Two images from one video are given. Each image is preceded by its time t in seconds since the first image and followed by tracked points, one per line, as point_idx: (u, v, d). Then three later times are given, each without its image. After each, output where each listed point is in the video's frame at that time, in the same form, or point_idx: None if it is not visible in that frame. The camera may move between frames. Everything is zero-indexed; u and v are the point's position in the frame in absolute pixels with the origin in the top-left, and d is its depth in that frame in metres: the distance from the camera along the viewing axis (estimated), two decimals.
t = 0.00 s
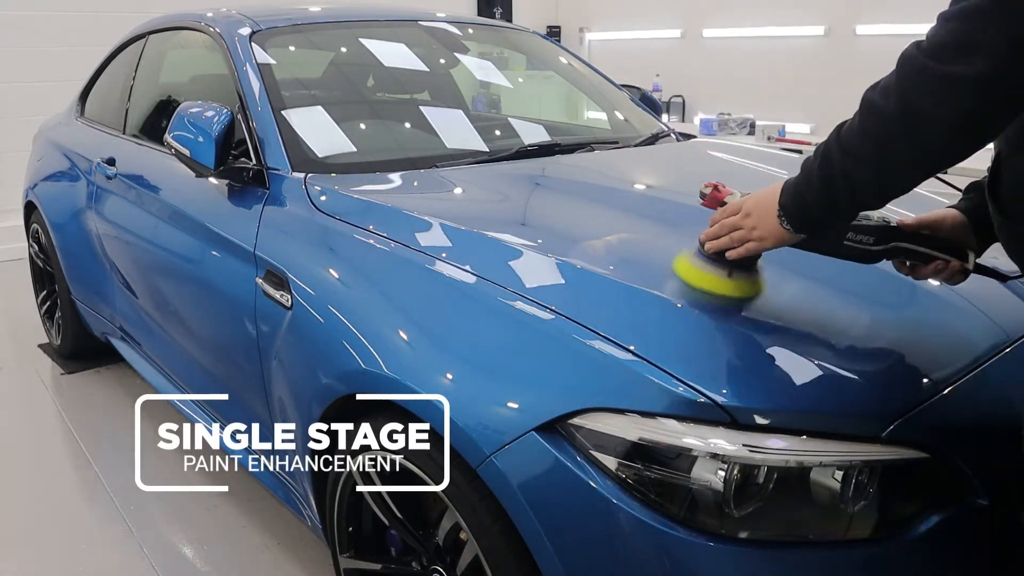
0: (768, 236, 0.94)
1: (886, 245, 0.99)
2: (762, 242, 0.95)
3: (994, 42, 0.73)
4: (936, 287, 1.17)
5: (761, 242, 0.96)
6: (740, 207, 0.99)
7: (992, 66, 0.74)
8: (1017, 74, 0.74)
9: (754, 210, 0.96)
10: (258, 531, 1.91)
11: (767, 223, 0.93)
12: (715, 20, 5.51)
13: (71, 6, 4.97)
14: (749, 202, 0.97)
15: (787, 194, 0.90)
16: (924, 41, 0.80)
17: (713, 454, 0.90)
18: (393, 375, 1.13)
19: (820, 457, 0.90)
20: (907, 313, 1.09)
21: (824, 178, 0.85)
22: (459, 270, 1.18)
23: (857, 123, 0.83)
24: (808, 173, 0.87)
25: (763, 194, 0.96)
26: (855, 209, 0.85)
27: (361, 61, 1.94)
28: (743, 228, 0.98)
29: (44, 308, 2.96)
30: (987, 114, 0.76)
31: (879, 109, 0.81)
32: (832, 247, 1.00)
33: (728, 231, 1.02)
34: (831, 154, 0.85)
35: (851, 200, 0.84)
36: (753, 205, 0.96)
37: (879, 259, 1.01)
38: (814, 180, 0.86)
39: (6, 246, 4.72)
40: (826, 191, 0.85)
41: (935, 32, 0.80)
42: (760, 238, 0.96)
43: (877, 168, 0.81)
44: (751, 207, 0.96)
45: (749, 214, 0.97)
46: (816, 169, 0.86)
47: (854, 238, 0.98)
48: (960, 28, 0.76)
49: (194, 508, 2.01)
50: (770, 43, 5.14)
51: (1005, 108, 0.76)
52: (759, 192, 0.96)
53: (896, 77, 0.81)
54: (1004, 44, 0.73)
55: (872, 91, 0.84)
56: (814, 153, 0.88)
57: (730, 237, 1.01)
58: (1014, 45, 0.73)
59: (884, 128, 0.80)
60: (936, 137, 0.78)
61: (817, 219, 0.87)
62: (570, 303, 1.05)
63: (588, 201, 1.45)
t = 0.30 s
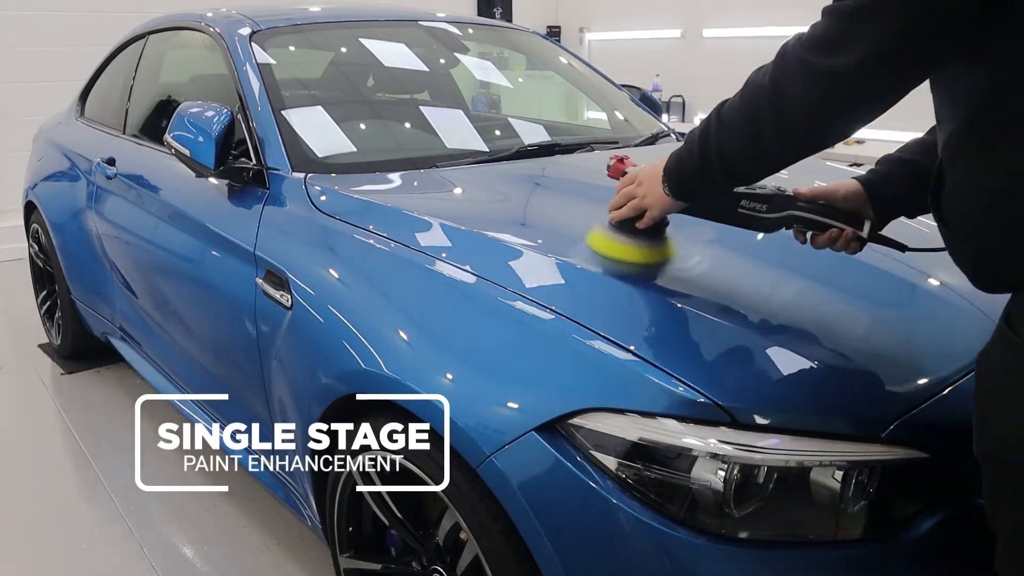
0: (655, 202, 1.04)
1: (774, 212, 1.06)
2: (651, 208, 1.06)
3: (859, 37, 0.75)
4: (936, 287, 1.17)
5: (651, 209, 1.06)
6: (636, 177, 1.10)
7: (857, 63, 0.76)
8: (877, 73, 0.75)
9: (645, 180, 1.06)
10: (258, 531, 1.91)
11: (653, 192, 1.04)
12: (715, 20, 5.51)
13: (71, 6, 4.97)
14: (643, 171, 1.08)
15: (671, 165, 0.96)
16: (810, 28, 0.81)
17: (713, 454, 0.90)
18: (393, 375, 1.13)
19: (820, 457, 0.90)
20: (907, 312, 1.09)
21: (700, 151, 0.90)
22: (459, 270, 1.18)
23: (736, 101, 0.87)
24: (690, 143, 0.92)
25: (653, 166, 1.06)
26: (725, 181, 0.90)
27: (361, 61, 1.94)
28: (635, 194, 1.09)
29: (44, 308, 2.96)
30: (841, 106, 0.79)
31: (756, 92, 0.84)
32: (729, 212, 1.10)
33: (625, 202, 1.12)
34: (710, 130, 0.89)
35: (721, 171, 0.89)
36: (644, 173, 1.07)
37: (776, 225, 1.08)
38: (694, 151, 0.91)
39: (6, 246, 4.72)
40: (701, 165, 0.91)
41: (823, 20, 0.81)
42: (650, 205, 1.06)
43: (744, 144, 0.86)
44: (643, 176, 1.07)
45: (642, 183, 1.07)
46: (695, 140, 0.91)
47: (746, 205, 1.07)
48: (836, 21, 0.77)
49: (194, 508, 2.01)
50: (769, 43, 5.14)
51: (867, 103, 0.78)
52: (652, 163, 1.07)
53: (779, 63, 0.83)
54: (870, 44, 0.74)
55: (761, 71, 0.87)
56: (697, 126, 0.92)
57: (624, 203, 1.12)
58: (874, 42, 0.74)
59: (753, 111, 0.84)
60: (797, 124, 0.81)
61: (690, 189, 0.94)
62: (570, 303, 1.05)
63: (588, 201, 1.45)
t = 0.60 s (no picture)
0: (649, 219, 1.03)
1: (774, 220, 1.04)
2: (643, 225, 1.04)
3: (857, 43, 0.73)
4: (936, 287, 1.17)
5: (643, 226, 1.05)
6: (628, 194, 1.09)
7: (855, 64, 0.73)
8: (880, 78, 0.73)
9: (638, 196, 1.05)
10: (258, 531, 1.91)
11: (647, 208, 1.03)
12: (715, 20, 5.51)
13: (71, 6, 4.97)
14: (637, 186, 1.07)
15: (671, 184, 0.94)
16: (804, 35, 0.80)
17: (713, 454, 0.89)
18: (393, 375, 1.13)
19: (820, 457, 0.90)
20: (907, 312, 1.09)
21: (700, 166, 0.88)
22: (459, 270, 1.18)
23: (733, 116, 0.85)
24: (691, 162, 0.90)
25: (646, 183, 1.05)
26: (726, 198, 0.87)
27: (361, 61, 1.94)
28: (628, 211, 1.08)
29: (44, 308, 2.96)
30: (838, 115, 0.76)
31: (755, 103, 0.82)
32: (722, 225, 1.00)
33: (615, 218, 1.12)
34: (709, 145, 0.87)
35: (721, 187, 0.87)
36: (638, 189, 1.06)
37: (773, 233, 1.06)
38: (693, 169, 0.90)
39: (6, 246, 4.72)
40: (702, 180, 0.88)
41: (817, 26, 0.79)
42: (643, 222, 1.05)
43: (743, 157, 0.83)
44: (637, 192, 1.06)
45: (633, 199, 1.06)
46: (694, 158, 0.90)
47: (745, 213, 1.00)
48: (830, 26, 0.75)
49: (194, 508, 2.01)
50: (769, 43, 5.14)
51: (866, 110, 0.75)
52: (646, 180, 1.06)
53: (774, 73, 0.81)
54: (865, 48, 0.72)
55: (759, 81, 0.85)
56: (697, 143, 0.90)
57: (616, 217, 1.11)
58: (874, 45, 0.72)
59: (752, 123, 0.82)
60: (799, 136, 0.79)
61: (692, 207, 0.91)
62: (570, 302, 1.05)
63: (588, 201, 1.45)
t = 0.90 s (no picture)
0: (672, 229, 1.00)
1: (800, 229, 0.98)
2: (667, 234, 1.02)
3: (890, 49, 0.71)
4: (936, 287, 1.17)
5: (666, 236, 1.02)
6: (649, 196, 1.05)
7: (889, 72, 0.72)
8: (914, 81, 0.71)
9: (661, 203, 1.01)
10: (258, 531, 1.91)
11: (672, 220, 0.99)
12: (715, 19, 5.51)
13: (71, 6, 4.97)
14: (660, 191, 1.03)
15: (694, 191, 0.91)
16: (830, 44, 0.78)
17: (713, 454, 0.90)
18: (393, 375, 1.13)
19: (820, 457, 0.90)
20: (907, 312, 1.09)
21: (726, 175, 0.86)
22: (459, 270, 1.18)
23: (760, 125, 0.83)
24: (716, 169, 0.88)
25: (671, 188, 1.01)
26: (754, 209, 0.85)
27: (361, 61, 1.94)
28: (651, 215, 1.04)
29: (44, 308, 2.96)
30: (869, 122, 0.75)
31: (781, 112, 0.81)
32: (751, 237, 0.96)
33: (635, 220, 1.07)
34: (735, 153, 0.85)
35: (749, 199, 0.84)
36: (664, 194, 1.01)
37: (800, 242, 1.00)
38: (717, 174, 0.87)
39: (6, 246, 4.72)
40: (728, 190, 0.86)
41: (843, 34, 0.78)
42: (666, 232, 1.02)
43: (774, 167, 0.81)
44: (660, 197, 1.02)
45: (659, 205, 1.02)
46: (719, 167, 0.87)
47: (771, 223, 0.95)
48: (858, 35, 0.74)
49: (194, 508, 2.01)
50: (769, 43, 5.14)
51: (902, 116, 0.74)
52: (671, 185, 1.01)
53: (801, 81, 0.80)
54: (901, 54, 0.70)
55: (784, 90, 0.83)
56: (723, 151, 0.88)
57: (637, 223, 1.07)
58: (908, 48, 0.70)
59: (784, 131, 0.80)
60: (829, 142, 0.77)
61: (716, 216, 0.89)
62: (570, 303, 1.05)
63: (588, 201, 1.45)
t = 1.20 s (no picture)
0: (660, 218, 1.05)
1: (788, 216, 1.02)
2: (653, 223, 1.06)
3: (850, 62, 0.74)
4: (936, 287, 1.17)
5: (652, 224, 1.06)
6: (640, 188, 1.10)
7: (844, 83, 0.75)
8: (873, 91, 0.74)
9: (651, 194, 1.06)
10: (258, 531, 1.91)
11: (659, 208, 1.04)
12: (715, 19, 5.51)
13: (70, 6, 4.96)
14: (649, 183, 1.08)
15: (678, 186, 0.96)
16: (802, 49, 0.81)
17: (713, 454, 0.90)
18: (393, 375, 1.13)
19: (820, 457, 0.90)
20: (907, 313, 1.09)
21: (705, 170, 0.90)
22: (459, 270, 1.18)
23: (735, 125, 0.86)
24: (697, 166, 0.92)
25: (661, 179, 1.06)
26: (730, 204, 0.90)
27: (361, 61, 1.94)
28: (640, 206, 1.09)
29: (44, 308, 2.96)
30: (836, 130, 0.78)
31: (753, 114, 0.84)
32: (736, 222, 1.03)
33: (625, 210, 1.13)
34: (712, 152, 0.89)
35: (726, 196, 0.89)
36: (652, 185, 1.07)
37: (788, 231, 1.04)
38: (698, 173, 0.91)
39: (5, 246, 4.71)
40: (706, 188, 0.90)
41: (814, 42, 0.80)
42: (653, 221, 1.06)
43: (741, 166, 0.85)
44: (649, 189, 1.07)
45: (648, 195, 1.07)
46: (698, 163, 0.91)
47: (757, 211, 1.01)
48: (825, 45, 0.76)
49: (194, 508, 2.01)
50: (769, 43, 5.14)
51: (864, 123, 0.77)
52: (659, 177, 1.06)
53: (772, 85, 0.83)
54: (856, 65, 0.73)
55: (760, 92, 0.86)
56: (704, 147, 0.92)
57: (627, 212, 1.12)
58: (868, 61, 0.72)
59: (753, 133, 0.83)
60: (793, 146, 0.80)
61: (697, 210, 0.93)
62: (570, 303, 1.05)
63: (588, 201, 1.45)
